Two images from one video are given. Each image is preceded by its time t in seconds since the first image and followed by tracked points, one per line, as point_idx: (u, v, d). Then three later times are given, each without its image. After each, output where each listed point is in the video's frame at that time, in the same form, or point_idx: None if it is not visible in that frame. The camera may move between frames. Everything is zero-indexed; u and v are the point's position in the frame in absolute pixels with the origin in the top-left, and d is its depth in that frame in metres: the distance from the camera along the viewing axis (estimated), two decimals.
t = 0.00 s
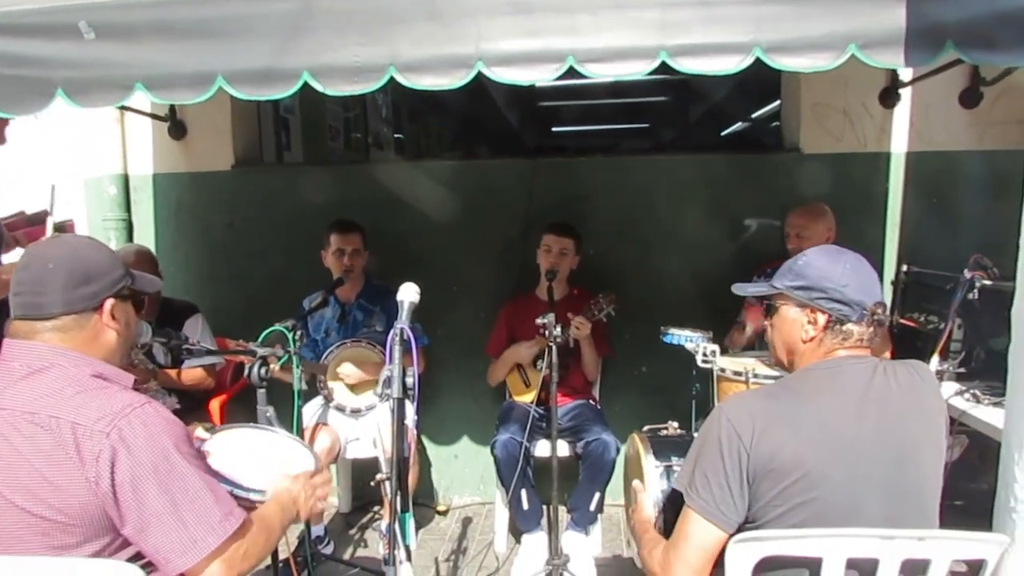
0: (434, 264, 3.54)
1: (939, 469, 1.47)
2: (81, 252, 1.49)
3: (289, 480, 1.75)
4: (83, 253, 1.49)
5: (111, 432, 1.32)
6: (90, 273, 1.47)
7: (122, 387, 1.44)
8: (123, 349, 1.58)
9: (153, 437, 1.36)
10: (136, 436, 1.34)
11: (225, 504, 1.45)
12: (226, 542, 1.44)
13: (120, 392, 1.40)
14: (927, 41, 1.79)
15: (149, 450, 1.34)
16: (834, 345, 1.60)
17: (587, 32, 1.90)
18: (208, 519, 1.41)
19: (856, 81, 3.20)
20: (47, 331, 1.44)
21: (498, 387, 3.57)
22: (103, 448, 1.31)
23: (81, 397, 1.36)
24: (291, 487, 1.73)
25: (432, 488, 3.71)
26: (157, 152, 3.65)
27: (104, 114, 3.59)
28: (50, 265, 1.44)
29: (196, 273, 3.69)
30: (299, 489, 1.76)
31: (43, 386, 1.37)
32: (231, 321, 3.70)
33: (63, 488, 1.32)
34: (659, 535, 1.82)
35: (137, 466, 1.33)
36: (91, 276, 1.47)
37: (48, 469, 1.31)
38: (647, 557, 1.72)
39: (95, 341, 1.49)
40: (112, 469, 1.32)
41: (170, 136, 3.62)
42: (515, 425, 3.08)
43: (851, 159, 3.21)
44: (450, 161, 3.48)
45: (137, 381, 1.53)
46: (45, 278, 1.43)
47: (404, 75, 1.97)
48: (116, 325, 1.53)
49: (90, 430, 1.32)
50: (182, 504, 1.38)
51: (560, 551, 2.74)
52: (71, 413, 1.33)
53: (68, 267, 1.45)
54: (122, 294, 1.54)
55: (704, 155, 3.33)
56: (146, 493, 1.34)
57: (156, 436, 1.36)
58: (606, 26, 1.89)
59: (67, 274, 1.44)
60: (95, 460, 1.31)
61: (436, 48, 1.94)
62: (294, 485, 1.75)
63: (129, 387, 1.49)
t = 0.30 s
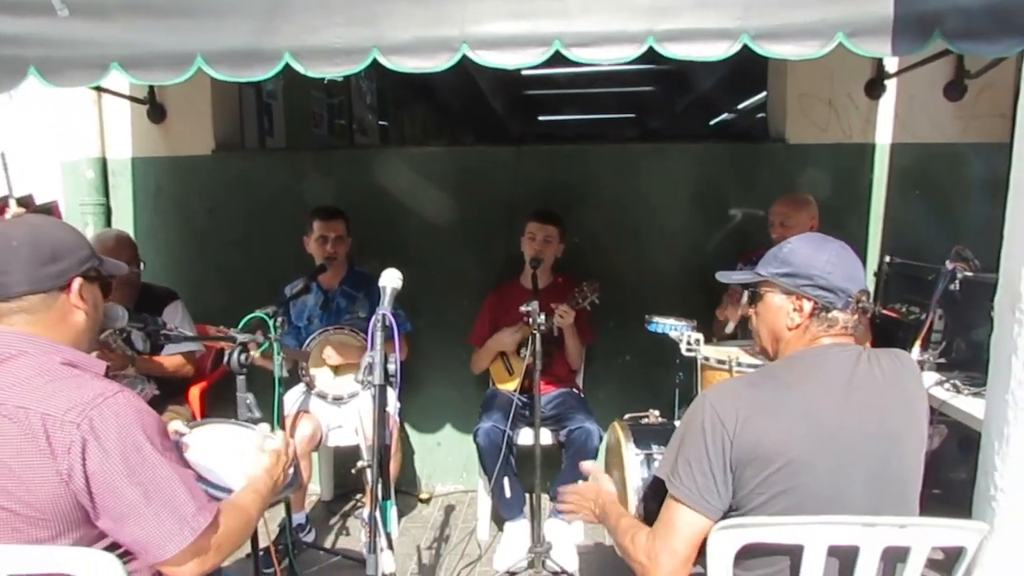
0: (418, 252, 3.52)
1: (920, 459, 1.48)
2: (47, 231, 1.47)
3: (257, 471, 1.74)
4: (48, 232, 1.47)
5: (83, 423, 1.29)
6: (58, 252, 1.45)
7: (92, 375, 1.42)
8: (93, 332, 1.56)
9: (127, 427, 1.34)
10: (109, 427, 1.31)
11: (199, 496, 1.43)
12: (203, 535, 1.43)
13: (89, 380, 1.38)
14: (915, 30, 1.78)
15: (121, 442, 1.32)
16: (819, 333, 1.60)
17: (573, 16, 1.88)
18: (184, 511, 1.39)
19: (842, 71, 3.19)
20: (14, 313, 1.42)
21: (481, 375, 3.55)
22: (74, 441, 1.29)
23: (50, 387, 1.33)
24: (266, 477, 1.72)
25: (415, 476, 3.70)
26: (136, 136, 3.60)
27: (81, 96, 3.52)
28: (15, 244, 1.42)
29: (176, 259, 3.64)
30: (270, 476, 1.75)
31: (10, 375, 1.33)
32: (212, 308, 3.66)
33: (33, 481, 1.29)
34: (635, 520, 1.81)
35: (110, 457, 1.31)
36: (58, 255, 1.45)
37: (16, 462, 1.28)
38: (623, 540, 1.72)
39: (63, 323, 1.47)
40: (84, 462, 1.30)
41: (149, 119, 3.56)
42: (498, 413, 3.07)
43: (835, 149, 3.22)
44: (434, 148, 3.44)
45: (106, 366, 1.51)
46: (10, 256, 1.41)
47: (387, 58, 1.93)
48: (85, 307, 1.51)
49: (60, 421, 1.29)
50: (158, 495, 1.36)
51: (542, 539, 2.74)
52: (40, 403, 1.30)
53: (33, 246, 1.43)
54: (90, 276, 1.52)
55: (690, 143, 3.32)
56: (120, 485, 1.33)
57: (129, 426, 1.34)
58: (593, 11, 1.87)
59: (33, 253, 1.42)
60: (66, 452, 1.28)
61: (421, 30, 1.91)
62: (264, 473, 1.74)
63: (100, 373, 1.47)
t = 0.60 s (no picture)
0: (401, 236, 3.49)
1: (901, 441, 1.49)
2: (29, 217, 1.46)
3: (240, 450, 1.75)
4: (32, 217, 1.46)
5: (54, 410, 1.28)
6: (42, 236, 1.45)
7: (64, 362, 1.40)
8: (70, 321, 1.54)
9: (100, 415, 1.32)
10: (81, 414, 1.30)
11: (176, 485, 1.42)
12: (181, 520, 1.41)
13: (61, 367, 1.36)
14: (899, 13, 1.79)
15: (94, 429, 1.30)
16: (801, 314, 1.60)
17: None
18: (159, 498, 1.37)
19: (826, 55, 3.19)
20: None
21: (465, 360, 3.55)
22: (45, 428, 1.27)
23: (20, 373, 1.31)
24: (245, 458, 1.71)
25: (398, 461, 3.70)
26: (114, 117, 3.53)
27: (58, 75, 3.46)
28: None
29: (154, 242, 3.59)
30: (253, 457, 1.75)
31: None
32: (192, 291, 3.62)
33: (3, 468, 1.27)
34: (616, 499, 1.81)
35: (83, 445, 1.29)
36: (42, 239, 1.45)
37: None
38: (603, 521, 1.72)
39: (42, 308, 1.45)
40: (55, 450, 1.28)
41: (128, 101, 3.50)
42: (482, 397, 3.07)
43: (819, 134, 3.22)
44: (418, 131, 3.42)
45: (81, 356, 1.49)
46: None
47: (368, 37, 1.91)
48: (65, 294, 1.49)
49: (31, 408, 1.27)
50: (131, 484, 1.34)
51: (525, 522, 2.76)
52: (10, 389, 1.28)
53: (17, 230, 1.42)
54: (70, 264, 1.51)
55: (674, 128, 3.32)
56: (92, 473, 1.31)
57: (102, 413, 1.32)
58: None
59: (16, 235, 1.41)
60: (36, 439, 1.27)
61: (404, 9, 1.89)
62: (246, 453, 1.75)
63: (75, 362, 1.45)
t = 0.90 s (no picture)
0: (390, 224, 3.48)
1: (886, 431, 1.50)
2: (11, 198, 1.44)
3: (226, 443, 1.73)
4: (15, 200, 1.44)
5: (38, 401, 1.26)
6: (26, 218, 1.43)
7: (48, 351, 1.40)
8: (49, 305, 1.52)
9: (84, 405, 1.31)
10: (66, 405, 1.29)
11: (160, 476, 1.42)
12: (164, 512, 1.41)
13: (43, 356, 1.35)
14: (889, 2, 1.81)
15: (78, 419, 1.29)
16: (786, 305, 1.60)
17: None
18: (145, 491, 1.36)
19: (816, 46, 3.19)
20: None
21: (453, 349, 3.55)
22: (29, 418, 1.25)
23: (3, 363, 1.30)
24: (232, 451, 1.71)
25: (386, 449, 3.70)
26: (100, 103, 3.49)
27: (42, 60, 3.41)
28: None
29: (141, 229, 3.56)
30: (240, 449, 1.74)
31: None
32: (179, 279, 3.60)
33: None
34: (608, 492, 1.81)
35: (67, 436, 1.28)
36: (25, 221, 1.43)
37: None
38: (596, 512, 1.73)
39: (24, 291, 1.44)
40: (39, 440, 1.27)
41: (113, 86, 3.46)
42: (470, 386, 3.06)
43: (808, 125, 3.23)
44: (407, 119, 3.40)
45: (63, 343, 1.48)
46: None
47: (357, 24, 1.90)
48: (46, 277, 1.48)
49: (14, 399, 1.26)
50: (117, 474, 1.33)
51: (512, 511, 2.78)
52: None
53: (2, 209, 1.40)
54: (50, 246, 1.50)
55: (663, 118, 3.31)
56: (78, 464, 1.30)
57: (87, 403, 1.31)
58: None
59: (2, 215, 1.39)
60: (20, 430, 1.25)
61: None
62: (233, 447, 1.73)
63: (55, 349, 1.44)
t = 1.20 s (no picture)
0: (380, 213, 3.47)
1: (874, 423, 1.51)
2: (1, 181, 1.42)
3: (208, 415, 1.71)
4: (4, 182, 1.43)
5: (25, 384, 1.26)
6: (16, 202, 1.41)
7: (36, 336, 1.39)
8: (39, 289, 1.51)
9: (72, 389, 1.30)
10: (53, 389, 1.28)
11: (150, 460, 1.40)
12: (154, 497, 1.39)
13: (32, 341, 1.34)
14: None
15: (66, 403, 1.29)
16: (776, 298, 1.61)
17: None
18: (133, 475, 1.35)
19: (809, 39, 3.19)
20: None
21: (444, 339, 3.54)
22: (16, 402, 1.25)
23: None
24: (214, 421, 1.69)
25: (375, 439, 3.70)
26: (88, 87, 3.45)
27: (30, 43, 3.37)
28: None
29: (129, 215, 3.54)
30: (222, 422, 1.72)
31: None
32: (168, 266, 3.58)
33: None
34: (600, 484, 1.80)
35: (55, 420, 1.28)
36: (16, 205, 1.41)
37: None
38: (583, 502, 1.74)
39: (14, 276, 1.43)
40: (26, 425, 1.26)
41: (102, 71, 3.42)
42: (460, 375, 3.07)
43: (799, 118, 3.23)
44: (398, 108, 3.38)
45: (51, 328, 1.47)
46: None
47: (349, 11, 1.88)
48: (36, 261, 1.47)
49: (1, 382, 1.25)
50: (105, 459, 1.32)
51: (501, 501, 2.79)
52: None
53: None
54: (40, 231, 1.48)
55: (656, 109, 3.31)
56: (65, 448, 1.29)
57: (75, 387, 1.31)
58: None
59: None
60: (6, 413, 1.24)
61: None
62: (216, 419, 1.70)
63: (44, 334, 1.44)
